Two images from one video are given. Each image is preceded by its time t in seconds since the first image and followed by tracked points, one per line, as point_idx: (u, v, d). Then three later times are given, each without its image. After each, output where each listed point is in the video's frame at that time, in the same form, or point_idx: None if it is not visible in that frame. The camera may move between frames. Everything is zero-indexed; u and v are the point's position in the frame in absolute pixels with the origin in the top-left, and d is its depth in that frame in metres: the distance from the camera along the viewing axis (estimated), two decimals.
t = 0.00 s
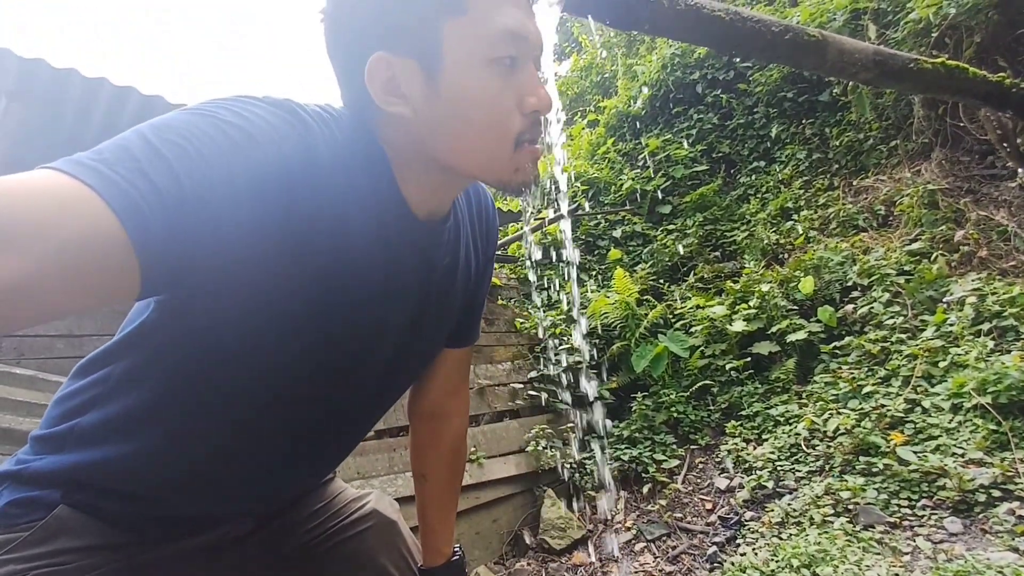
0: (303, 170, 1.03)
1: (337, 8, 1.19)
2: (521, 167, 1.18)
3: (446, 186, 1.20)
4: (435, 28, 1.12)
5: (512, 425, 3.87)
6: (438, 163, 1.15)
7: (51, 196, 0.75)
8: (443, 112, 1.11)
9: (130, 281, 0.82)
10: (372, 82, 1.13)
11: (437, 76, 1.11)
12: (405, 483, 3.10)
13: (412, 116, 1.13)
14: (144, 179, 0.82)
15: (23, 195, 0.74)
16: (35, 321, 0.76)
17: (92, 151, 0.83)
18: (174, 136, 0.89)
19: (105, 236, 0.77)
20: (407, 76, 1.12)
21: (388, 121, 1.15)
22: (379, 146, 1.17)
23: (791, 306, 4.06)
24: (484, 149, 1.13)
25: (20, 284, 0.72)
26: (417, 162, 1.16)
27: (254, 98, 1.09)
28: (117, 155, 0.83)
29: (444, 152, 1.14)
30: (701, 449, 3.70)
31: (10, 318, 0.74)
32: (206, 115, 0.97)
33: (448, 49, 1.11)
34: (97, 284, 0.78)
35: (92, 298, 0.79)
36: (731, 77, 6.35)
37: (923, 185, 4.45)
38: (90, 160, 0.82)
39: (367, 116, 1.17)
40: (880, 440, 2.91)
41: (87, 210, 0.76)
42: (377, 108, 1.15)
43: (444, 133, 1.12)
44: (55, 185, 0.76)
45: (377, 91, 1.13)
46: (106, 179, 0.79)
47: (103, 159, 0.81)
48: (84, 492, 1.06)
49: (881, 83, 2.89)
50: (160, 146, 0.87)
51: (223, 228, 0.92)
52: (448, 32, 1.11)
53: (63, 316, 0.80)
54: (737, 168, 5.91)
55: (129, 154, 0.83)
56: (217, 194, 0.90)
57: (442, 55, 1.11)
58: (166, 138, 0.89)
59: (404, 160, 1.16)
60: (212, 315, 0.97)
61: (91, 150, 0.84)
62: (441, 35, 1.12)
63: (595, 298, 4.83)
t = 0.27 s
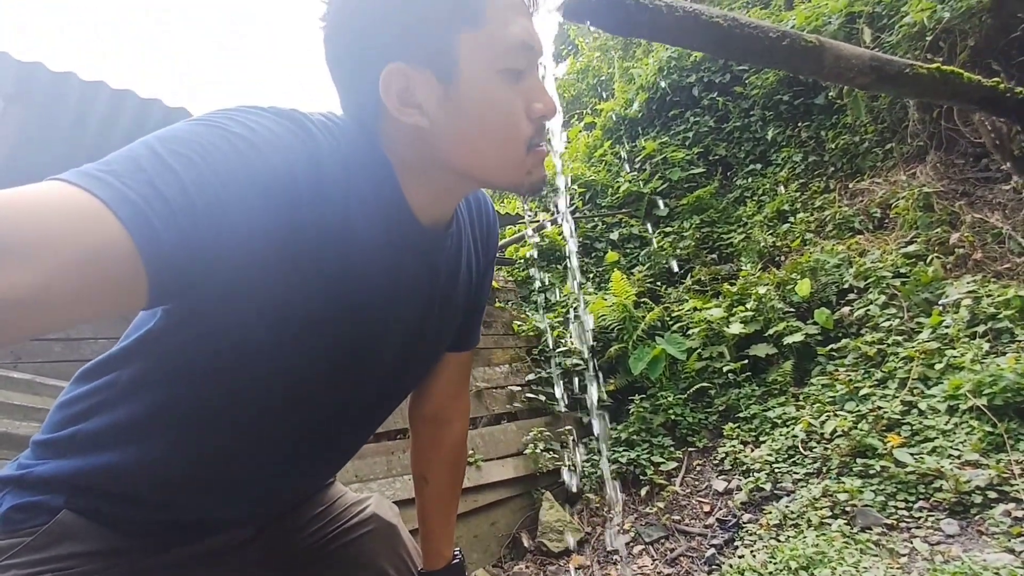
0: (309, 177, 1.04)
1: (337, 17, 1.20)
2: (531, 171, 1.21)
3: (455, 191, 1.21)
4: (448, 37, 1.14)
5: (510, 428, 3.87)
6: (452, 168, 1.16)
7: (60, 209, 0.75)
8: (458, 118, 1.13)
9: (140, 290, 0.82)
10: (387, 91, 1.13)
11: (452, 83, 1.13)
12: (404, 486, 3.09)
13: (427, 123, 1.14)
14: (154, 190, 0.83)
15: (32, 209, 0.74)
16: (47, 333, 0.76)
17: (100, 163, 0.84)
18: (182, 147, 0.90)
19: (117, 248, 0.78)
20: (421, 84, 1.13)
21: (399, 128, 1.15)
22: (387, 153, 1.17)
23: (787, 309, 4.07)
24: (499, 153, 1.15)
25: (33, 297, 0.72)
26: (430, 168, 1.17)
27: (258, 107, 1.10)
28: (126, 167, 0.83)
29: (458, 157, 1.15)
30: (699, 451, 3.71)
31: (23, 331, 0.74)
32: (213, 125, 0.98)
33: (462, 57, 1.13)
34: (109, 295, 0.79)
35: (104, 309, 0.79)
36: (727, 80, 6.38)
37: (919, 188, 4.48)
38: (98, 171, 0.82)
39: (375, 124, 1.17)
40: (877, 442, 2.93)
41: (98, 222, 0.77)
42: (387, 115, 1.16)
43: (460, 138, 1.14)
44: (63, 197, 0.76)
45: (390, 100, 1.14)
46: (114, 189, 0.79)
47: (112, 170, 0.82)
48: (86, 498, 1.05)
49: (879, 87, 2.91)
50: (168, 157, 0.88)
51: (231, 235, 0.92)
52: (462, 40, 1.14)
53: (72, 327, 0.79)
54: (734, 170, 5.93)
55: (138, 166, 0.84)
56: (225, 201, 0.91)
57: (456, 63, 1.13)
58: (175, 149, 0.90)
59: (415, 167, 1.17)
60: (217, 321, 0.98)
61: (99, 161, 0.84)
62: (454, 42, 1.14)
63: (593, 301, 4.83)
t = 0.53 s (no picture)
0: (309, 182, 1.04)
1: (334, 22, 1.20)
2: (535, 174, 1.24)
3: (458, 195, 1.23)
4: (456, 43, 1.15)
5: (507, 432, 3.86)
6: (461, 172, 1.18)
7: (63, 222, 0.75)
8: (470, 124, 1.14)
9: (144, 303, 0.83)
10: (399, 98, 1.13)
11: (462, 90, 1.14)
12: (401, 490, 3.08)
13: (439, 129, 1.14)
14: (155, 201, 0.83)
15: (33, 223, 0.74)
16: (51, 348, 0.76)
17: (100, 173, 0.84)
18: (182, 156, 0.90)
19: (120, 259, 0.78)
20: (432, 91, 1.14)
21: (409, 134, 1.15)
22: (393, 159, 1.17)
23: (785, 314, 4.08)
24: (509, 158, 1.17)
25: (38, 311, 0.73)
26: (439, 174, 1.18)
27: (257, 114, 1.10)
28: (127, 178, 0.84)
29: (467, 163, 1.17)
30: (697, 456, 3.71)
31: (26, 347, 0.74)
32: (214, 134, 0.98)
33: (472, 63, 1.15)
34: (111, 308, 0.79)
35: (107, 322, 0.80)
36: (725, 86, 6.41)
37: (916, 194, 4.50)
38: (100, 182, 0.82)
39: (380, 130, 1.17)
40: (874, 447, 2.93)
41: (102, 234, 0.77)
42: (396, 121, 1.16)
43: (471, 144, 1.15)
44: (65, 210, 0.76)
45: (403, 107, 1.14)
46: (115, 199, 0.80)
47: (113, 181, 0.82)
48: (86, 502, 1.05)
49: (876, 94, 2.93)
50: (169, 166, 0.88)
51: (234, 241, 0.92)
52: (470, 47, 1.15)
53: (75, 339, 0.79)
54: (731, 176, 5.95)
55: (139, 176, 0.84)
56: (226, 209, 0.91)
57: (466, 69, 1.15)
58: (175, 158, 0.90)
59: (424, 172, 1.18)
60: (219, 326, 0.97)
61: (100, 172, 0.85)
62: (462, 48, 1.15)
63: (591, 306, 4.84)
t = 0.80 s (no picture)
0: (302, 180, 1.03)
1: (327, 21, 1.20)
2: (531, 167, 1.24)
3: (455, 191, 1.23)
4: (451, 39, 1.15)
5: (503, 436, 3.85)
6: (459, 167, 1.18)
7: (54, 223, 0.75)
8: (467, 120, 1.14)
9: (136, 305, 0.82)
10: (396, 96, 1.13)
11: (458, 85, 1.14)
12: (395, 493, 3.07)
13: (436, 125, 1.14)
14: (143, 199, 0.82)
15: (21, 224, 0.73)
16: (42, 351, 0.76)
17: (89, 172, 0.83)
18: (171, 155, 0.90)
19: (113, 261, 0.78)
20: (428, 88, 1.14)
21: (407, 131, 1.15)
22: (389, 156, 1.17)
23: (780, 318, 4.09)
24: (506, 153, 1.18)
25: (28, 313, 0.73)
26: (437, 170, 1.18)
27: (249, 113, 1.10)
28: (115, 177, 0.83)
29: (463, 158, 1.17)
30: (692, 460, 3.70)
31: (16, 349, 0.74)
32: (204, 132, 0.97)
33: (468, 59, 1.15)
34: (101, 311, 0.78)
35: (98, 325, 0.80)
36: (720, 92, 6.44)
37: (909, 201, 4.52)
38: (87, 182, 0.82)
39: (375, 128, 1.17)
40: (869, 452, 2.93)
41: (93, 235, 0.77)
42: (392, 119, 1.15)
43: (469, 140, 1.15)
44: (56, 210, 0.76)
45: (400, 104, 1.13)
46: (104, 199, 0.79)
47: (101, 180, 0.81)
48: (76, 503, 1.04)
49: (872, 99, 2.95)
50: (158, 165, 0.87)
51: (225, 240, 0.91)
52: (465, 41, 1.15)
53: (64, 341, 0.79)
54: (727, 181, 5.98)
55: (128, 175, 0.83)
56: (217, 208, 0.90)
57: (462, 65, 1.14)
58: (164, 157, 0.89)
59: (421, 169, 1.18)
60: (213, 326, 0.96)
61: (88, 172, 0.84)
62: (457, 43, 1.15)
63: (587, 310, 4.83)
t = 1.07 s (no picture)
0: (308, 177, 1.03)
1: (337, 16, 1.21)
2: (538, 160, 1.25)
3: (463, 185, 1.24)
4: (461, 34, 1.15)
5: (493, 440, 3.85)
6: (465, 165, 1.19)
7: (58, 216, 0.74)
8: (477, 114, 1.15)
9: (138, 300, 0.82)
10: (407, 90, 1.14)
11: (469, 79, 1.15)
12: (384, 496, 3.05)
13: (447, 120, 1.15)
14: (150, 194, 0.82)
15: (28, 215, 0.73)
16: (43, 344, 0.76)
17: (96, 164, 0.83)
18: (178, 148, 0.90)
19: (117, 255, 0.77)
20: (439, 82, 1.15)
21: (417, 125, 1.16)
22: (398, 151, 1.18)
23: (770, 326, 4.13)
24: (516, 146, 1.19)
25: (30, 307, 0.72)
26: (446, 164, 1.19)
27: (256, 107, 1.10)
28: (122, 170, 0.83)
29: (473, 152, 1.18)
30: (681, 467, 3.72)
31: (16, 343, 0.73)
32: (211, 126, 0.97)
33: (478, 53, 1.15)
34: (104, 304, 0.78)
35: (99, 320, 0.79)
36: (713, 103, 6.52)
37: (897, 213, 4.59)
38: (94, 174, 0.81)
39: (384, 123, 1.17)
40: (857, 459, 2.96)
41: (98, 228, 0.76)
42: (402, 113, 1.16)
43: (478, 134, 1.16)
44: (60, 202, 0.75)
45: (412, 98, 1.14)
46: (112, 194, 0.79)
47: (109, 174, 0.81)
48: (74, 493, 1.03)
49: (865, 110, 3.01)
50: (165, 158, 0.87)
51: (231, 237, 0.91)
52: (474, 35, 1.15)
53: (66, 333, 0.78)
54: (718, 191, 6.04)
55: (134, 169, 0.83)
56: (224, 203, 0.90)
57: (472, 58, 1.15)
58: (171, 150, 0.89)
59: (430, 163, 1.19)
60: (217, 322, 0.96)
61: (94, 164, 0.83)
62: (467, 37, 1.15)
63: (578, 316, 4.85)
